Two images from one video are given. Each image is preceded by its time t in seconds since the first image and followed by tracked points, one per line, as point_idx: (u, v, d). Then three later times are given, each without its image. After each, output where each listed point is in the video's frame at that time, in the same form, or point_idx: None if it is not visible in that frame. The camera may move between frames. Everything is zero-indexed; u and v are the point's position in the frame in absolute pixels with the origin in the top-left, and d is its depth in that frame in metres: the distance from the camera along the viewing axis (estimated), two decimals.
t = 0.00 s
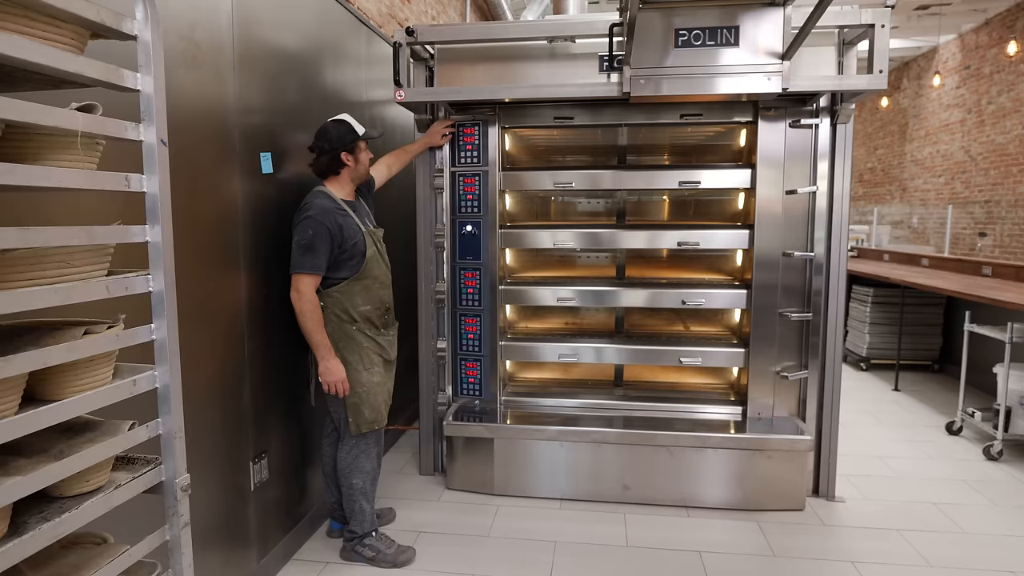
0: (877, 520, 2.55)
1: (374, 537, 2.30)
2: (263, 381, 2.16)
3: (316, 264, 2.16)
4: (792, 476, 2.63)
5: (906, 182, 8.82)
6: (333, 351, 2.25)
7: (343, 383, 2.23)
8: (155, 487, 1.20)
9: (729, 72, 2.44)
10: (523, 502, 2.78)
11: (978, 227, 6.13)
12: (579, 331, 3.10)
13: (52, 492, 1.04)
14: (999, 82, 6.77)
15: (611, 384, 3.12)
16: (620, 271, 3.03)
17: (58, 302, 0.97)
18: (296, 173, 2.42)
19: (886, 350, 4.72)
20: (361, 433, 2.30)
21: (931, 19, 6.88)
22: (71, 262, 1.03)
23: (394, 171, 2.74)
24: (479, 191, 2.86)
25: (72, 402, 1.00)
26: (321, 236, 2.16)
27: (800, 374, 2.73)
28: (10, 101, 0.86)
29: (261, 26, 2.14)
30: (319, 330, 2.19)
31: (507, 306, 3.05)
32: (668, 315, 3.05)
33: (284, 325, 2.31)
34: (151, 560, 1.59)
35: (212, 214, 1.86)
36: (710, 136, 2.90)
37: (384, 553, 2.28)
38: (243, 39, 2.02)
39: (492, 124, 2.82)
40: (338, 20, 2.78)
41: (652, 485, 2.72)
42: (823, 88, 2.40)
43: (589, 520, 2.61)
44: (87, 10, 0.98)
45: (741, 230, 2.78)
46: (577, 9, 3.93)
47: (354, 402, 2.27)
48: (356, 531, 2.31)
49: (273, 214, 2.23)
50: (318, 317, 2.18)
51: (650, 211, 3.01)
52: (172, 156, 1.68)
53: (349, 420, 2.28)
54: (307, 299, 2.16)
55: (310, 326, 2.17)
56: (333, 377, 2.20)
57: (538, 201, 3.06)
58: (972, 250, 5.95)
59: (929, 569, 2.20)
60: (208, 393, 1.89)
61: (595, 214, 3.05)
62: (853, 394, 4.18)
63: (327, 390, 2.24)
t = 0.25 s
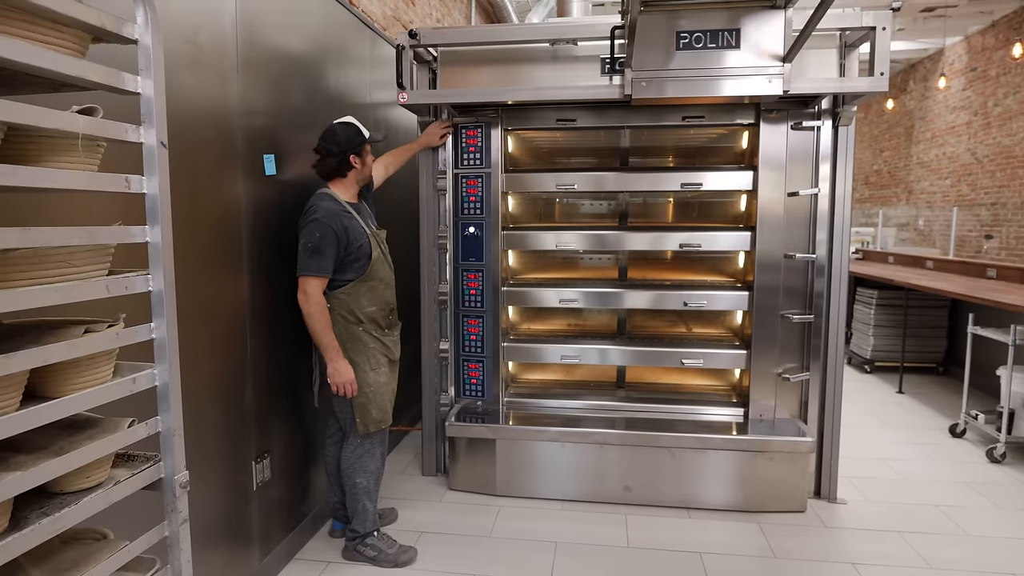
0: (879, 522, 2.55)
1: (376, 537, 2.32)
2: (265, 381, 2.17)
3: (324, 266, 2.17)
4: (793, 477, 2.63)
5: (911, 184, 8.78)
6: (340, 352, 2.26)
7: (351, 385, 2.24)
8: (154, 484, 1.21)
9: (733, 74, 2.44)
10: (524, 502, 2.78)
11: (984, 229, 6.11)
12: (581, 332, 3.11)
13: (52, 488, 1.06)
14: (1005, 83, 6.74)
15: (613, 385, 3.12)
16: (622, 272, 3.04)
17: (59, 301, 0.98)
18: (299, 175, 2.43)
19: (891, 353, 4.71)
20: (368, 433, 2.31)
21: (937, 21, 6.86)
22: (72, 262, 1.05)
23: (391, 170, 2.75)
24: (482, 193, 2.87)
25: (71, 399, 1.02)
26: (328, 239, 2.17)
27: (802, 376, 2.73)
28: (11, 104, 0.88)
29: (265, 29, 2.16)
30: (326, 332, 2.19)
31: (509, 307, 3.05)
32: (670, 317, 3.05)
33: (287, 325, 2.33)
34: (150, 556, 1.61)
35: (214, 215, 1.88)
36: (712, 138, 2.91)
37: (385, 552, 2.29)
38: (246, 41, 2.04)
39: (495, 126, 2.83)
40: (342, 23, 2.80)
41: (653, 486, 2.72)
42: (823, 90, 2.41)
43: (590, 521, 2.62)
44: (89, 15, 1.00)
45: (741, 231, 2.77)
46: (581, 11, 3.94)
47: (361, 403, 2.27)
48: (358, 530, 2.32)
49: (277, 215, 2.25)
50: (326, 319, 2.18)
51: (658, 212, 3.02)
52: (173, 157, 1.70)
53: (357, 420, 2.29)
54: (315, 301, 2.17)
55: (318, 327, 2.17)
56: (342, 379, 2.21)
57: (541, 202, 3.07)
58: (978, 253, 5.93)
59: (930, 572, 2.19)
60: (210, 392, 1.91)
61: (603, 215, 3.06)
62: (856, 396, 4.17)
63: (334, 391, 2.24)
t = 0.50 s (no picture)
0: (878, 524, 2.55)
1: (377, 538, 2.33)
2: (266, 383, 2.19)
3: (326, 270, 2.17)
4: (792, 480, 2.64)
5: (913, 186, 8.78)
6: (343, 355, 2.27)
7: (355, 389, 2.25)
8: (154, 484, 1.22)
9: (732, 77, 2.45)
10: (524, 504, 2.79)
11: (984, 231, 6.11)
12: (581, 335, 3.12)
13: (53, 487, 1.07)
14: (1006, 86, 6.74)
15: (612, 387, 3.13)
16: (622, 275, 3.05)
17: (60, 303, 1.00)
18: (299, 178, 2.45)
19: (891, 355, 4.71)
20: (371, 434, 2.32)
21: (937, 23, 6.87)
22: (73, 264, 1.06)
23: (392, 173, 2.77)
24: (481, 196, 2.88)
25: (72, 400, 1.03)
26: (330, 243, 2.18)
27: (801, 378, 2.74)
28: (13, 110, 0.89)
29: (265, 33, 2.17)
30: (330, 335, 2.20)
31: (509, 310, 3.06)
32: (670, 319, 3.06)
33: (287, 328, 2.34)
34: (149, 555, 1.62)
35: (215, 218, 1.90)
36: (711, 141, 2.91)
37: (385, 554, 2.30)
38: (247, 46, 2.06)
39: (494, 130, 2.84)
40: (342, 28, 2.82)
41: (652, 488, 2.72)
42: (821, 94, 2.43)
43: (589, 523, 2.62)
44: (90, 22, 1.02)
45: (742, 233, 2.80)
46: (581, 15, 3.96)
47: (364, 405, 2.28)
48: (358, 532, 2.33)
49: (277, 218, 2.27)
50: (329, 322, 2.19)
51: (658, 215, 3.03)
52: (174, 160, 1.71)
53: (360, 422, 2.30)
54: (318, 306, 2.18)
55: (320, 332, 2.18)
56: (349, 381, 2.22)
57: (541, 205, 3.08)
58: (979, 255, 5.93)
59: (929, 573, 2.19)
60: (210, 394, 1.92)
61: (603, 218, 3.07)
62: (856, 398, 4.17)
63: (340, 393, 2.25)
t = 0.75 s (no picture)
0: (878, 525, 2.55)
1: (377, 540, 2.34)
2: (267, 385, 2.20)
3: (326, 273, 2.18)
4: (792, 481, 2.64)
5: (913, 188, 8.79)
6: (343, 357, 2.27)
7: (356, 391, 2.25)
8: (156, 484, 1.23)
9: (732, 80, 2.46)
10: (524, 506, 2.80)
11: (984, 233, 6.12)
12: (581, 337, 3.12)
13: (58, 488, 1.08)
14: (1005, 88, 6.76)
15: (613, 389, 3.14)
16: (622, 277, 3.07)
17: (64, 305, 1.01)
18: (300, 181, 2.46)
19: (892, 357, 4.72)
20: (370, 436, 2.33)
21: (937, 25, 6.89)
22: (77, 267, 1.08)
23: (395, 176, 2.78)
24: (481, 199, 2.90)
25: (75, 401, 1.04)
26: (330, 246, 2.18)
27: (801, 379, 2.74)
28: (20, 114, 0.91)
29: (266, 37, 2.19)
30: (330, 337, 2.20)
31: (509, 312, 3.06)
32: (670, 321, 3.08)
33: (289, 330, 2.36)
34: (152, 555, 1.63)
35: (217, 221, 1.91)
36: (711, 144, 2.93)
37: (386, 555, 2.30)
38: (248, 50, 2.07)
39: (494, 132, 2.86)
40: (343, 32, 2.84)
41: (652, 490, 2.73)
42: (820, 96, 2.44)
43: (590, 524, 2.63)
44: (94, 29, 1.03)
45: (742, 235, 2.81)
46: (581, 19, 3.98)
47: (364, 406, 2.29)
48: (359, 534, 2.34)
49: (279, 221, 2.29)
50: (329, 325, 2.19)
51: (657, 217, 3.04)
52: (176, 164, 1.73)
53: (360, 424, 2.31)
54: (319, 308, 2.18)
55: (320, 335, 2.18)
56: (347, 384, 2.22)
57: (542, 208, 3.10)
58: (980, 256, 5.93)
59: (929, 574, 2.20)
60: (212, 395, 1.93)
61: (603, 220, 3.08)
62: (857, 400, 4.17)
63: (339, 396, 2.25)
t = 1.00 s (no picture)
0: (878, 524, 2.56)
1: (379, 541, 2.34)
2: (270, 387, 2.21)
3: (324, 275, 2.19)
4: (792, 480, 2.65)
5: (913, 188, 8.80)
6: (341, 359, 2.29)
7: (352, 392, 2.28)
8: (161, 485, 1.24)
9: (731, 81, 2.47)
10: (526, 506, 2.80)
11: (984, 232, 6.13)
12: (582, 337, 3.13)
13: (63, 489, 1.09)
14: (1004, 87, 6.77)
15: (613, 390, 3.14)
16: (622, 278, 3.07)
17: (69, 307, 1.02)
18: (301, 184, 2.47)
19: (892, 356, 4.72)
20: (370, 437, 2.33)
21: (936, 25, 6.90)
22: (82, 270, 1.08)
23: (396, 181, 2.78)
24: (481, 200, 2.91)
25: (80, 402, 1.05)
26: (328, 249, 2.20)
27: (801, 379, 2.75)
28: (24, 119, 0.92)
29: (266, 40, 2.20)
30: (325, 338, 2.23)
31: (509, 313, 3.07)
32: (670, 321, 3.08)
33: (291, 333, 2.37)
34: (156, 555, 1.63)
35: (220, 224, 1.93)
36: (710, 144, 2.93)
37: (388, 556, 2.31)
38: (249, 53, 2.08)
39: (494, 134, 2.87)
40: (343, 34, 2.85)
41: (653, 489, 2.73)
42: (819, 96, 2.44)
43: (591, 524, 2.63)
44: (97, 33, 1.04)
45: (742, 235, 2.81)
46: (580, 20, 3.99)
47: (363, 408, 2.30)
48: (361, 535, 2.35)
49: (280, 224, 2.30)
50: (325, 326, 2.21)
51: (657, 218, 3.05)
52: (179, 166, 1.74)
53: (359, 425, 2.31)
54: (314, 309, 2.20)
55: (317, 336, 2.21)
56: (339, 386, 2.25)
57: (541, 209, 3.11)
58: (980, 256, 5.94)
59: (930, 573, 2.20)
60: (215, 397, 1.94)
61: (603, 221, 3.09)
62: (857, 399, 4.17)
63: (333, 398, 2.28)
